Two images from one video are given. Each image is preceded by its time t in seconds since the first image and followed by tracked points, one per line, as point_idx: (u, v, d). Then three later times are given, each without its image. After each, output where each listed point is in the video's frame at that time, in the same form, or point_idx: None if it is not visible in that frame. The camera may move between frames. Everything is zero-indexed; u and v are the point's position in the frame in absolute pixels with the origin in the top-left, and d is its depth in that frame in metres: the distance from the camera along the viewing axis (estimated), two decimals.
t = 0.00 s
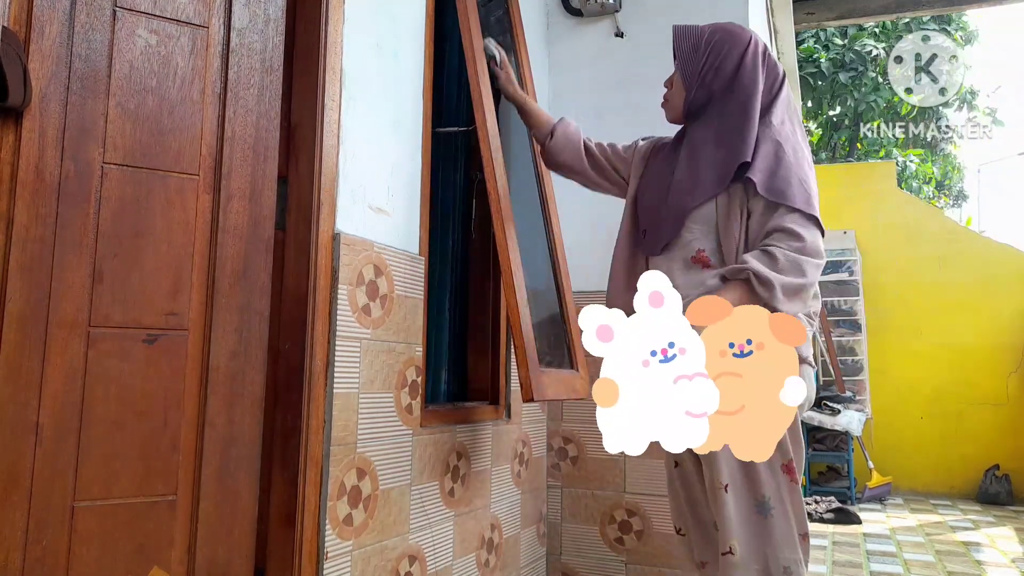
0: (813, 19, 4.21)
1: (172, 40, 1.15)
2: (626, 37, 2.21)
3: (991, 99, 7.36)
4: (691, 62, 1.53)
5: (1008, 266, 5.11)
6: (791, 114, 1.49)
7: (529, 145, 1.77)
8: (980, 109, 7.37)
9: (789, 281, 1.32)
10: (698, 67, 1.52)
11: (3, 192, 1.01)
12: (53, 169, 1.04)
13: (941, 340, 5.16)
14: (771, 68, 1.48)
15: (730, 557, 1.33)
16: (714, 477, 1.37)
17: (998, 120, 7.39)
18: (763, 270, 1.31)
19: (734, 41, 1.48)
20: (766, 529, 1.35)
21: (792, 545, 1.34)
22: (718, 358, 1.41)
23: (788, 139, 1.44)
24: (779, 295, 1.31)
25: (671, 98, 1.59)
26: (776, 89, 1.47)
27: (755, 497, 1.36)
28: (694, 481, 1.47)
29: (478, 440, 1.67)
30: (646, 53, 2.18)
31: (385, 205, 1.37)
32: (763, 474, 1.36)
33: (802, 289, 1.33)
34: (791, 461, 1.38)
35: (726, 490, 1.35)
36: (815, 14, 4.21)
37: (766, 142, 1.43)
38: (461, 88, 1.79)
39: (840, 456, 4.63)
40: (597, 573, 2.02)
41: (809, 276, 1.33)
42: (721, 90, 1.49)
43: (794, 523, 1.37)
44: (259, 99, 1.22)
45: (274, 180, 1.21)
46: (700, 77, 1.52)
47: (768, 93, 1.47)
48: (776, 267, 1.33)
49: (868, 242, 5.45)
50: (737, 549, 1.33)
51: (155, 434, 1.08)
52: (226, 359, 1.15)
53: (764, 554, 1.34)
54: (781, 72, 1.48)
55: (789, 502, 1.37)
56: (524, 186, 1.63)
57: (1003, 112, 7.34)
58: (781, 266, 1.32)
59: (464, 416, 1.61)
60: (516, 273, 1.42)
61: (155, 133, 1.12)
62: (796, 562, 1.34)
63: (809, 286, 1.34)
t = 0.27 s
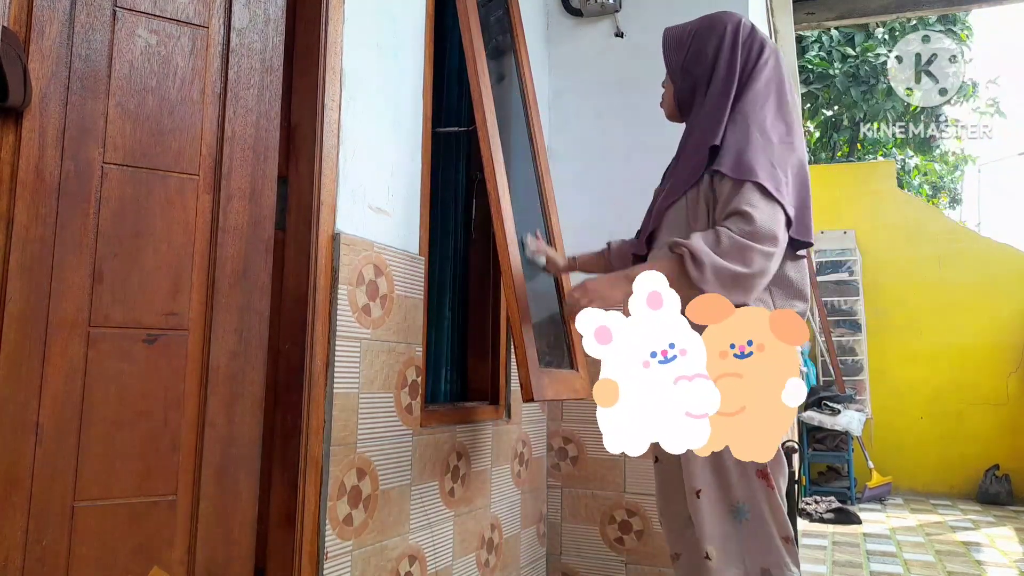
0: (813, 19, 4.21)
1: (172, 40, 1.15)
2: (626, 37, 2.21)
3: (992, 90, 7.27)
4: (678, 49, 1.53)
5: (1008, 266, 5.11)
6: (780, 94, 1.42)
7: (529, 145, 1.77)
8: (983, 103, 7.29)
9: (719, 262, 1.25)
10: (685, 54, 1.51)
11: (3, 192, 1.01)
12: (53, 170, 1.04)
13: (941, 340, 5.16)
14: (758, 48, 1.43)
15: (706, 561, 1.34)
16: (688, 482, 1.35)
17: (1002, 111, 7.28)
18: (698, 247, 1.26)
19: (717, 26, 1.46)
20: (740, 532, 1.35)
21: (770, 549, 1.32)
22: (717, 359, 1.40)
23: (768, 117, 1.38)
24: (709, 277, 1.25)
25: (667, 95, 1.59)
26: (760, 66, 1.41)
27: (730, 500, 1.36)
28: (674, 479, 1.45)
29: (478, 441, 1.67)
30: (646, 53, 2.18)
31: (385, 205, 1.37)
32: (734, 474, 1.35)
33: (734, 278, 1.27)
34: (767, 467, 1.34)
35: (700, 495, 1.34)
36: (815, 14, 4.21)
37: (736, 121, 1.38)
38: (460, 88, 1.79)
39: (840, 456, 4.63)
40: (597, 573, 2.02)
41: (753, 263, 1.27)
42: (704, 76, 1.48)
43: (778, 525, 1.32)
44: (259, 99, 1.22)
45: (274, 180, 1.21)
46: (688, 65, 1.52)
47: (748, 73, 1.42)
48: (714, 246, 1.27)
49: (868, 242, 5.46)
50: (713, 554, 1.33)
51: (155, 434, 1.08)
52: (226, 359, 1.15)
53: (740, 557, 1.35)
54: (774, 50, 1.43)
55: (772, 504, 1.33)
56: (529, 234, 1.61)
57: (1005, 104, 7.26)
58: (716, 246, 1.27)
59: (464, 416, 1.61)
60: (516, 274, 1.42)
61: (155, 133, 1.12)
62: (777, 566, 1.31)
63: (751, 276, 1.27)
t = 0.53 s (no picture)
0: (813, 19, 4.21)
1: (172, 40, 1.15)
2: (626, 37, 2.21)
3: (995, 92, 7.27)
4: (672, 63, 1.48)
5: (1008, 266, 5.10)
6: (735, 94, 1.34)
7: (529, 145, 1.77)
8: (985, 104, 7.32)
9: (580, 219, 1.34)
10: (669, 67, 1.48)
11: (3, 192, 1.00)
12: (53, 170, 1.04)
13: (941, 340, 5.16)
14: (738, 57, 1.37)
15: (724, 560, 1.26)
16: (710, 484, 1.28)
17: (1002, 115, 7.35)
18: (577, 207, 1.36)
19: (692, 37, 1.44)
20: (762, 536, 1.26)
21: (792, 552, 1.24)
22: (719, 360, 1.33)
23: (715, 114, 1.32)
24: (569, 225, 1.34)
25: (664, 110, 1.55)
26: (731, 70, 1.36)
27: (750, 505, 1.26)
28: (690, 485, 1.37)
29: (478, 440, 1.67)
30: (646, 53, 2.18)
31: (385, 205, 1.37)
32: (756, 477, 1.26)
33: (610, 233, 1.31)
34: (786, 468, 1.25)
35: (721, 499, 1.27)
36: (815, 14, 4.20)
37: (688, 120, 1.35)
38: (461, 88, 1.79)
39: (840, 456, 4.63)
40: (597, 573, 2.02)
41: (606, 222, 1.31)
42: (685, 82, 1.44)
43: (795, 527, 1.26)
44: (259, 99, 1.22)
45: (274, 180, 1.22)
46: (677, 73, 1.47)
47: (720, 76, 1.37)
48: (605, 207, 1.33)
49: (868, 242, 5.46)
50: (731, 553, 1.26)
51: (155, 434, 1.08)
52: (226, 359, 1.15)
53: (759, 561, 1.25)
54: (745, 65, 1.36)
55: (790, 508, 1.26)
56: (532, 175, 1.71)
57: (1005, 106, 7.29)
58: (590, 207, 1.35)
59: (464, 416, 1.60)
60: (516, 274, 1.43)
61: (155, 134, 1.12)
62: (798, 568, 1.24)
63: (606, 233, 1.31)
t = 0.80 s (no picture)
0: (813, 19, 4.21)
1: (172, 40, 1.15)
2: (626, 37, 2.21)
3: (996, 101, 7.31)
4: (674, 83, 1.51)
5: (1008, 266, 5.11)
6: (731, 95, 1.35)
7: (529, 145, 1.77)
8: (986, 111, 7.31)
9: (584, 240, 1.37)
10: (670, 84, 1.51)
11: (3, 191, 1.00)
12: (53, 170, 1.04)
13: (941, 340, 5.16)
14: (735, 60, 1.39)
15: (694, 556, 1.31)
16: (676, 482, 1.36)
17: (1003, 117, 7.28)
18: (581, 226, 1.38)
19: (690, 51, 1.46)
20: (734, 530, 1.31)
21: (762, 545, 1.28)
22: (717, 360, 1.34)
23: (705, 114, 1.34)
24: (576, 249, 1.38)
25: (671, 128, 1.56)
26: (727, 74, 1.38)
27: (717, 499, 1.33)
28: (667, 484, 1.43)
29: (477, 441, 1.67)
30: (646, 53, 2.18)
31: (385, 205, 1.37)
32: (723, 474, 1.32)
33: (615, 258, 1.35)
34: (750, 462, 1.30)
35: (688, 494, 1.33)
36: (815, 14, 4.20)
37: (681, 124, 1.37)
38: (461, 89, 1.79)
39: (840, 456, 4.63)
40: (597, 573, 2.02)
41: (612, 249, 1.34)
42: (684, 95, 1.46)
43: (768, 522, 1.29)
44: (259, 99, 1.22)
45: (274, 180, 1.22)
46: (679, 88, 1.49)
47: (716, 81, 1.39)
48: (610, 230, 1.35)
49: (868, 242, 5.46)
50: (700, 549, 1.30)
51: (155, 434, 1.08)
52: (226, 358, 1.15)
53: (730, 554, 1.30)
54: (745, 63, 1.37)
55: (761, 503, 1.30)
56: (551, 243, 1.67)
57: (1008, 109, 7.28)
58: (595, 228, 1.37)
59: (464, 416, 1.60)
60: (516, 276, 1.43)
61: (155, 133, 1.12)
62: (769, 561, 1.27)
63: (611, 259, 1.35)
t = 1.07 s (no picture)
0: (813, 19, 4.21)
1: (172, 40, 1.15)
2: (626, 37, 2.21)
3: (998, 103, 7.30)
4: (642, 121, 1.57)
5: (1008, 266, 5.11)
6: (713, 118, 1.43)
7: (530, 145, 1.77)
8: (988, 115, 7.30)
9: (616, 258, 1.34)
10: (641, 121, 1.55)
11: (3, 191, 1.00)
12: (53, 170, 1.04)
13: (941, 340, 5.16)
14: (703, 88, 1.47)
15: (680, 543, 1.33)
16: (660, 473, 1.37)
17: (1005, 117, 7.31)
18: (609, 241, 1.35)
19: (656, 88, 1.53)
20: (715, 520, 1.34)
21: (738, 531, 1.34)
22: (715, 359, 1.48)
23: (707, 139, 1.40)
24: (608, 268, 1.34)
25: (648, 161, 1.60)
26: (701, 100, 1.46)
27: (702, 488, 1.35)
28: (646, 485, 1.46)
29: (477, 441, 1.67)
30: (646, 53, 2.18)
31: (385, 205, 1.37)
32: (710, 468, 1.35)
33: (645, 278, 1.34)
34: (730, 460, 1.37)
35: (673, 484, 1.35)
36: (815, 14, 4.20)
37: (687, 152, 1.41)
38: (460, 89, 1.79)
39: (840, 456, 4.63)
40: (597, 573, 2.02)
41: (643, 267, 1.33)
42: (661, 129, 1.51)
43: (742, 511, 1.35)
44: (259, 99, 1.22)
45: (274, 180, 1.22)
46: (653, 123, 1.54)
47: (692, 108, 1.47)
48: (641, 249, 1.33)
49: (868, 242, 5.46)
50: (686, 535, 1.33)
51: (155, 433, 1.08)
52: (226, 358, 1.15)
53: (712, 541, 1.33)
54: (712, 87, 1.47)
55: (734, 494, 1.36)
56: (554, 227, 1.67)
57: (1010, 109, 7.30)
58: (625, 245, 1.34)
59: (464, 416, 1.61)
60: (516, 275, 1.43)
61: (155, 133, 1.12)
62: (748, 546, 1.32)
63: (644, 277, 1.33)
